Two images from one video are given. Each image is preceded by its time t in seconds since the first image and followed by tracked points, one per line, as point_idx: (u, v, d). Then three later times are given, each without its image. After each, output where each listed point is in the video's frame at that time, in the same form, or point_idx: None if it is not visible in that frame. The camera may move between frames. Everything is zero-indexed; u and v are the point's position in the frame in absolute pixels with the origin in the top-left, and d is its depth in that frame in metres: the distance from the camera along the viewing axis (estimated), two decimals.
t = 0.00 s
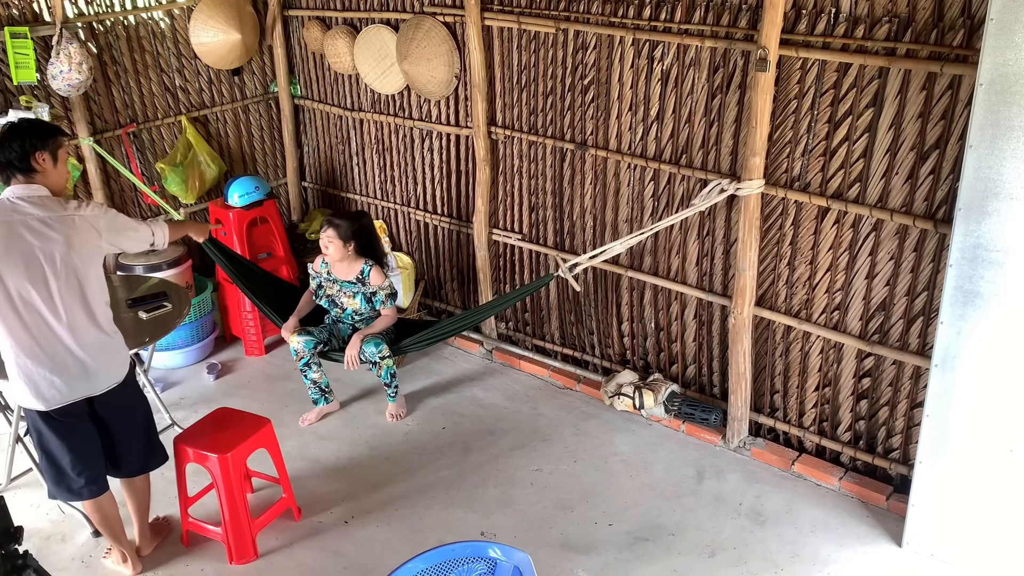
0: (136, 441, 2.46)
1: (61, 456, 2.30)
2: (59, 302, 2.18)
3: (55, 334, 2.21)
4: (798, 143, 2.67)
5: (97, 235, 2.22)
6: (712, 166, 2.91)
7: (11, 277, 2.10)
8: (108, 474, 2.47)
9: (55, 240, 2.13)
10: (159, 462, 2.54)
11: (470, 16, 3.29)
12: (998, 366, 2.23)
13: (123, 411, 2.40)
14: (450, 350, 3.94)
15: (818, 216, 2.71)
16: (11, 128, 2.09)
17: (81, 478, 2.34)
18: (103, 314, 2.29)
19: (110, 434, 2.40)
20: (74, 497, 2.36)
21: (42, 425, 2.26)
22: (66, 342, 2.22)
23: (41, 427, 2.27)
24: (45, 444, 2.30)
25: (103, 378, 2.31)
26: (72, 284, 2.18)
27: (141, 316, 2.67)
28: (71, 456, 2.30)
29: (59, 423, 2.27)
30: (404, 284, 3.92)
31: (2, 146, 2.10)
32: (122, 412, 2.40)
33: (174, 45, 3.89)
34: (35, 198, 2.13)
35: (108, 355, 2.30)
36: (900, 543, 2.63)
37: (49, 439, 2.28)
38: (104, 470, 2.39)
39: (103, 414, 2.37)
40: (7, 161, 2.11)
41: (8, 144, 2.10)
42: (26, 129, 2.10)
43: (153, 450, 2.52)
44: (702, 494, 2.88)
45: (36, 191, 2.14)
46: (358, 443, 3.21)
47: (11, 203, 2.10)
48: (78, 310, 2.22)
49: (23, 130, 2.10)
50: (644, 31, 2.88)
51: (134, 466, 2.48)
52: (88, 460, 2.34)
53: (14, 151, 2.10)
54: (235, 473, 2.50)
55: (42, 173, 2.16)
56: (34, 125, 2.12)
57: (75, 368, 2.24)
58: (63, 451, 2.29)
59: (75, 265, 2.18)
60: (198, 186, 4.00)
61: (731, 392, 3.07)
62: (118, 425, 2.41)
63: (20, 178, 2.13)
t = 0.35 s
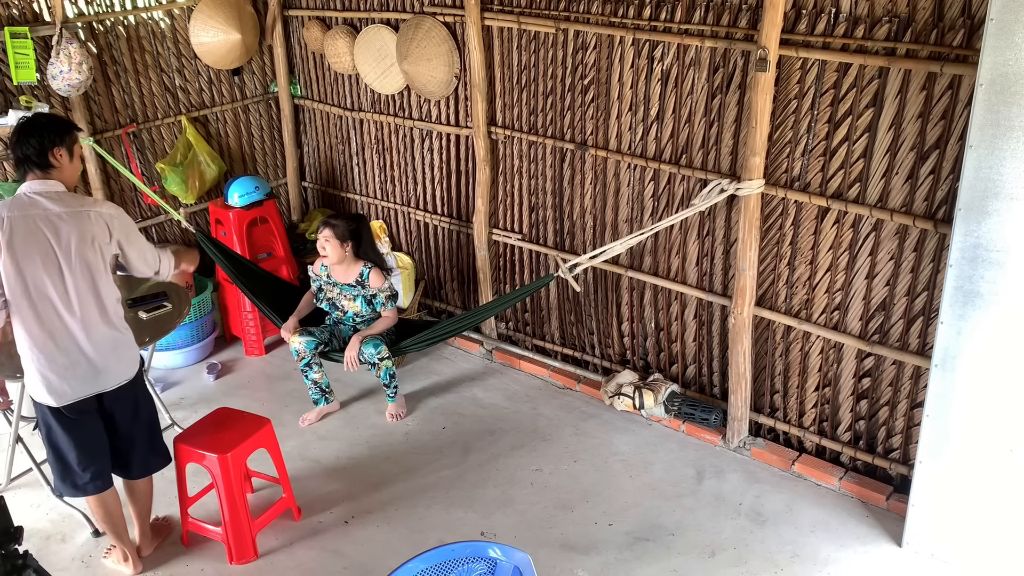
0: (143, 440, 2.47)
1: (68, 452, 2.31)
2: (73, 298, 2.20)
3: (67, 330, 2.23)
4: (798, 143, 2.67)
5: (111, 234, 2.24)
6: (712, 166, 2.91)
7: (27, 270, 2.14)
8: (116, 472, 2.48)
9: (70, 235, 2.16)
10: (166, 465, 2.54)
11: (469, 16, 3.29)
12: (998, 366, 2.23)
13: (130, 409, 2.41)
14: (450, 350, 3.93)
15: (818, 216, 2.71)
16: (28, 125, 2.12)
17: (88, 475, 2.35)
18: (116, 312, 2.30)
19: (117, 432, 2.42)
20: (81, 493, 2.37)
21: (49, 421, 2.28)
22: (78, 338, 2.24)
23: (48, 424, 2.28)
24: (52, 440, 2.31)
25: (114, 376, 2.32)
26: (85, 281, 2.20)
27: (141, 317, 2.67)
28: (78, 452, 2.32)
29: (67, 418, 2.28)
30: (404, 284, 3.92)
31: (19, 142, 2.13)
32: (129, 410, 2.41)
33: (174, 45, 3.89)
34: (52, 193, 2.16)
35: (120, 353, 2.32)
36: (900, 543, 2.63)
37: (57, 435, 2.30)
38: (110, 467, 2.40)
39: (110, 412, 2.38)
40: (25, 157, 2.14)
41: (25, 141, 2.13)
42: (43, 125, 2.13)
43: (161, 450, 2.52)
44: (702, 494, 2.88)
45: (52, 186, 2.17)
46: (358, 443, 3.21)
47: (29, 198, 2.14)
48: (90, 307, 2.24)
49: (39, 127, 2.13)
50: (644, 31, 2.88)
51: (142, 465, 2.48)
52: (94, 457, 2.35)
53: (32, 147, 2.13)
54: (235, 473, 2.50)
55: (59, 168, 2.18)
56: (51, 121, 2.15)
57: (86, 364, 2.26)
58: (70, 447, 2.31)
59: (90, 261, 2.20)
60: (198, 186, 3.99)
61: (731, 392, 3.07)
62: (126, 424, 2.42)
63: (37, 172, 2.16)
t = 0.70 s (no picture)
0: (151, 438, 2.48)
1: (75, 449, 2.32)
2: (80, 296, 2.22)
3: (75, 327, 2.25)
4: (798, 143, 2.67)
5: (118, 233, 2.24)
6: (712, 166, 2.91)
7: (35, 267, 2.15)
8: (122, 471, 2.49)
9: (77, 233, 2.16)
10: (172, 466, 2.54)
11: (470, 16, 3.29)
12: (998, 366, 2.23)
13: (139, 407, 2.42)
14: (450, 350, 3.93)
15: (818, 216, 2.71)
16: (40, 124, 2.14)
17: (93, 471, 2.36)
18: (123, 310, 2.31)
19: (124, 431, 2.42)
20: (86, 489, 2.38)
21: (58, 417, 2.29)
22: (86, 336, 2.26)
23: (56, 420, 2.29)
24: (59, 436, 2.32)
25: (121, 374, 2.33)
26: (92, 279, 2.21)
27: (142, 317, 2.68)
28: (86, 449, 2.33)
29: (76, 415, 2.29)
30: (404, 284, 3.92)
31: (31, 142, 2.14)
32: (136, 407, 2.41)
33: (174, 45, 3.89)
34: (61, 192, 2.18)
35: (127, 350, 2.33)
36: (900, 543, 2.63)
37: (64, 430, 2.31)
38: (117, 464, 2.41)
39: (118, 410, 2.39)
40: (36, 157, 2.16)
41: (35, 141, 2.14)
42: (54, 126, 2.14)
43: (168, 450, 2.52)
44: (702, 494, 2.88)
45: (61, 185, 2.18)
46: (358, 444, 3.21)
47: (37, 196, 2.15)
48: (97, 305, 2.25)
49: (50, 126, 2.14)
50: (644, 31, 2.88)
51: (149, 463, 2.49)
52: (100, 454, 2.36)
53: (43, 146, 2.14)
54: (235, 474, 2.50)
55: (69, 167, 2.20)
56: (62, 119, 2.16)
57: (93, 363, 2.27)
58: (77, 443, 2.32)
59: (96, 260, 2.21)
60: (198, 186, 3.99)
61: (731, 392, 3.07)
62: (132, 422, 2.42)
63: (47, 172, 2.18)
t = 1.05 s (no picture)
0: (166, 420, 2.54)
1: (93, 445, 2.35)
2: (91, 292, 2.23)
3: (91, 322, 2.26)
4: (798, 143, 2.67)
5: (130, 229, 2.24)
6: (712, 166, 2.91)
7: (46, 263, 2.16)
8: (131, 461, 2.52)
9: (86, 229, 2.17)
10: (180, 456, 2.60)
11: (470, 16, 3.29)
12: (998, 366, 2.23)
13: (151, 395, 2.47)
14: (450, 350, 3.93)
15: (818, 216, 2.71)
16: (56, 122, 2.14)
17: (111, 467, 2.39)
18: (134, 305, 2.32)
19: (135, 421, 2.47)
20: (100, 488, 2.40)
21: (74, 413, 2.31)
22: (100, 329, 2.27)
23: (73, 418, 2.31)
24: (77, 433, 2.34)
25: (133, 368, 2.35)
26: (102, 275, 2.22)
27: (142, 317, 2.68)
28: (101, 447, 2.35)
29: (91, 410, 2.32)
30: (404, 284, 3.92)
31: (47, 140, 2.15)
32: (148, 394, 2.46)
33: (174, 45, 3.89)
34: (74, 189, 2.18)
35: (137, 346, 2.34)
36: (900, 543, 2.63)
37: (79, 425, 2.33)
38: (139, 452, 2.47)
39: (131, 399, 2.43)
40: (51, 155, 2.17)
41: (51, 139, 2.15)
42: (72, 125, 2.15)
43: (175, 438, 2.58)
44: (702, 494, 2.88)
45: (77, 182, 2.19)
46: (358, 444, 3.21)
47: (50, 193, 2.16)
48: (109, 298, 2.26)
49: (67, 125, 2.15)
50: (644, 31, 2.88)
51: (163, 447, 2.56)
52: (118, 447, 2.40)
53: (60, 145, 2.15)
54: (235, 474, 2.50)
55: (85, 165, 2.21)
56: (79, 119, 2.17)
57: (106, 356, 2.29)
58: (90, 439, 2.33)
59: (106, 256, 2.21)
60: (198, 187, 3.99)
61: (731, 392, 3.07)
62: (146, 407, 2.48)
63: (63, 169, 2.19)
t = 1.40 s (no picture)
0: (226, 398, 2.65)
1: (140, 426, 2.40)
2: (162, 278, 2.30)
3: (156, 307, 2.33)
4: (798, 143, 2.67)
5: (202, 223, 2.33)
6: (712, 166, 2.91)
7: (122, 250, 2.22)
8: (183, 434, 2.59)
9: (164, 218, 2.25)
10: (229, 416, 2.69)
11: (470, 16, 3.29)
12: (997, 366, 2.23)
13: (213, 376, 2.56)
14: (450, 350, 3.94)
15: (818, 216, 2.71)
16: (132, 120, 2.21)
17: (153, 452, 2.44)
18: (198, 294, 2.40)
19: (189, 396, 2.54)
20: (127, 475, 2.42)
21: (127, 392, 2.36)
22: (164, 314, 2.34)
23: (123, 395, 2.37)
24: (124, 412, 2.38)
25: (193, 353, 2.43)
26: (176, 262, 2.30)
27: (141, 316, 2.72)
28: (147, 430, 2.41)
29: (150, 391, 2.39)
30: (405, 284, 3.94)
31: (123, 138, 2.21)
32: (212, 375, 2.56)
33: (174, 45, 3.89)
34: (153, 183, 2.26)
35: (202, 331, 2.43)
36: (900, 543, 2.63)
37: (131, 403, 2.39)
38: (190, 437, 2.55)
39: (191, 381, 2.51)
40: (127, 153, 2.23)
41: (128, 138, 2.21)
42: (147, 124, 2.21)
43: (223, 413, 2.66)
44: (702, 494, 2.88)
45: (154, 176, 2.26)
46: (358, 444, 3.21)
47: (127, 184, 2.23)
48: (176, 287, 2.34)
49: (144, 124, 2.21)
50: (644, 31, 2.88)
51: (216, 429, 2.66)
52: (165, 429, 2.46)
53: (139, 142, 2.22)
54: (235, 474, 2.50)
55: (160, 162, 2.28)
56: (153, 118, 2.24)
57: (168, 340, 2.36)
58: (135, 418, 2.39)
59: (181, 245, 2.30)
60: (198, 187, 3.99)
61: (731, 392, 3.07)
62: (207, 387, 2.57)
63: (140, 164, 2.25)
